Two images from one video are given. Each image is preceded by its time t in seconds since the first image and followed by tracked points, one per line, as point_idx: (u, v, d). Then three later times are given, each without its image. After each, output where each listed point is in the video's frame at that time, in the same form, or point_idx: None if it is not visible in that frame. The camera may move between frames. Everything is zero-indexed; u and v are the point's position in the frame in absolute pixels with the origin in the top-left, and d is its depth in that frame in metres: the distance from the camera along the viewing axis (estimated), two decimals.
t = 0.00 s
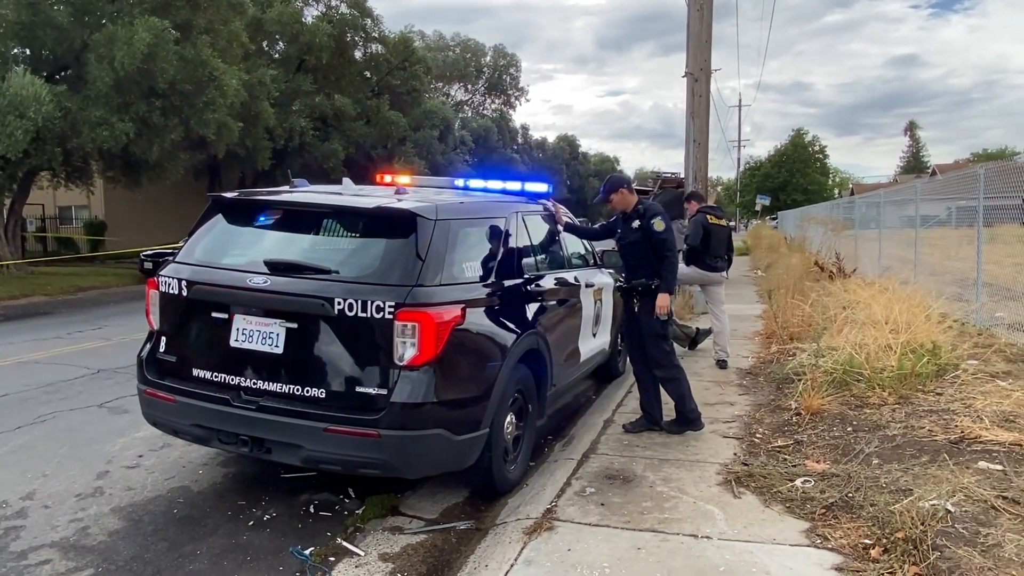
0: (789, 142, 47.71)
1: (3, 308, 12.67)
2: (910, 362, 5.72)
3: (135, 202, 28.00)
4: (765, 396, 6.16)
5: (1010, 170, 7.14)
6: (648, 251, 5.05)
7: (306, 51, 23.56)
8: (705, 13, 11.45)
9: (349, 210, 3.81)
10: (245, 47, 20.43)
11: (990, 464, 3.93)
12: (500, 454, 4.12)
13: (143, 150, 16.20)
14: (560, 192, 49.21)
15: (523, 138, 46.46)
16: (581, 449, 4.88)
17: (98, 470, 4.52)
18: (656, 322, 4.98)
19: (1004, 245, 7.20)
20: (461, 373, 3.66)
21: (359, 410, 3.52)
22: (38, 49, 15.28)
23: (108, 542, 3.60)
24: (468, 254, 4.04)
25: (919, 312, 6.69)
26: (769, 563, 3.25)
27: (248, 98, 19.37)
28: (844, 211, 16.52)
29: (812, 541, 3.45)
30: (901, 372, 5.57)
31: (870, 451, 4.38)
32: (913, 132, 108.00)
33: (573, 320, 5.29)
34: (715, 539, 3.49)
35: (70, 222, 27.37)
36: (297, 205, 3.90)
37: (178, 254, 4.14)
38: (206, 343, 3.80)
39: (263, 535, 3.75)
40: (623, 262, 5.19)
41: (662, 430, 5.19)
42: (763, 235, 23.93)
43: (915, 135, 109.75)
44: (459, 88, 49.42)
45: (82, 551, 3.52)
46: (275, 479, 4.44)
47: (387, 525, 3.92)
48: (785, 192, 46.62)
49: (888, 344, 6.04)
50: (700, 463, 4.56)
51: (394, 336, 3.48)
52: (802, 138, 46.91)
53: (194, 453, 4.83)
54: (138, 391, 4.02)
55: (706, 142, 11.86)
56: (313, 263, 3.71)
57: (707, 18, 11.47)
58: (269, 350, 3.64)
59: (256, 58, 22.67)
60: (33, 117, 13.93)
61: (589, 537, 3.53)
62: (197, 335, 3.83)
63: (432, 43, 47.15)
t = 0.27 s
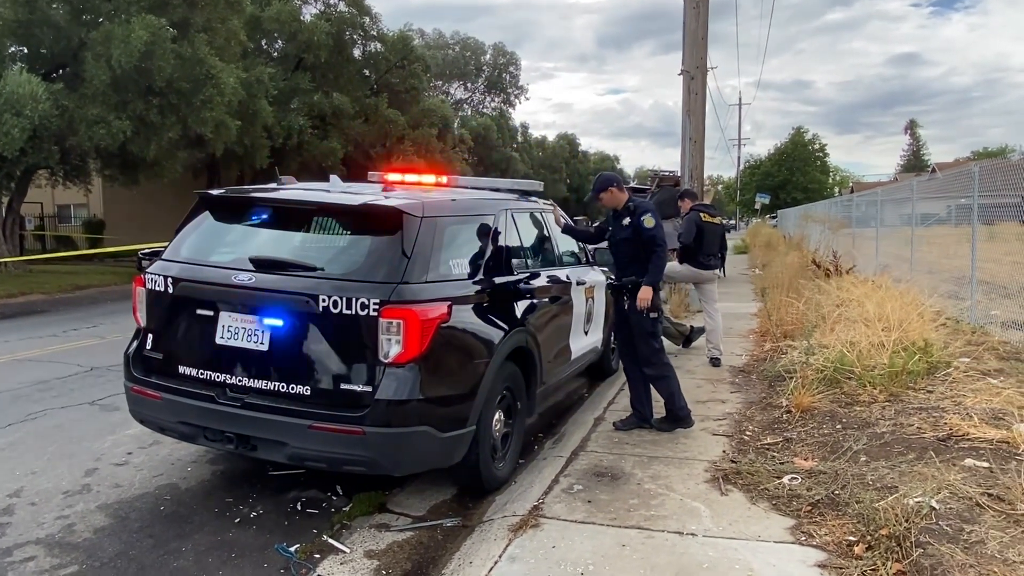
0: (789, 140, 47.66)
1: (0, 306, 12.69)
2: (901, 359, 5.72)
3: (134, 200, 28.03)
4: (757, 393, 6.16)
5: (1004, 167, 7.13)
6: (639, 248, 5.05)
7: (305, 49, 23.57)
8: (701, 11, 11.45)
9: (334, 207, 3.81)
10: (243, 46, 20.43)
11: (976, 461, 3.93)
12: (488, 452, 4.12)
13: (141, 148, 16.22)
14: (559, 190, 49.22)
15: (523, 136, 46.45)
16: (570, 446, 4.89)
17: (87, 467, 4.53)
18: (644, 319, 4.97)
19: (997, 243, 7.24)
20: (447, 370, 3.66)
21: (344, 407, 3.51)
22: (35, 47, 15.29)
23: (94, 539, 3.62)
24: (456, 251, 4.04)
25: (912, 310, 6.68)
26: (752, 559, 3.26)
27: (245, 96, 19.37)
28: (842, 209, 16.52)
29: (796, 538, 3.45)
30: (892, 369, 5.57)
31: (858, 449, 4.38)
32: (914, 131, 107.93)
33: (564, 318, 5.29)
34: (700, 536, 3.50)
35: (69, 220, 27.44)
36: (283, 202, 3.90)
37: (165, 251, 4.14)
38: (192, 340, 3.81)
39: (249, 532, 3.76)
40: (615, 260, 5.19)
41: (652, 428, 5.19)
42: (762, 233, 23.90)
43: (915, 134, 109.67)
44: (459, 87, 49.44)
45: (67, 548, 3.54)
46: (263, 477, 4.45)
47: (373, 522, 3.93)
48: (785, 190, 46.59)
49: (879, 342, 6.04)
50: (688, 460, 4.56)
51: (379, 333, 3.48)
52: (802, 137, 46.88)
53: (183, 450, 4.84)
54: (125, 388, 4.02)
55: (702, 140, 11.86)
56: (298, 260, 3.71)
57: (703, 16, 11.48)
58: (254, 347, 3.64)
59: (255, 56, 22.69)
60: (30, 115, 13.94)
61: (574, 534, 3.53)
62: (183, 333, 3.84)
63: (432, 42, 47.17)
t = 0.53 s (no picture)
0: (790, 138, 47.56)
1: None
2: (897, 357, 5.71)
3: (134, 199, 28.03)
4: (753, 391, 6.16)
5: (1001, 164, 7.12)
6: (632, 244, 5.05)
7: (305, 48, 23.56)
8: (699, 9, 11.45)
9: (326, 205, 3.82)
10: (242, 44, 20.44)
11: (969, 458, 3.93)
12: (481, 450, 4.12)
13: (140, 147, 16.22)
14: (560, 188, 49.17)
15: (523, 134, 46.41)
16: (565, 444, 4.89)
17: (82, 465, 4.54)
18: (639, 316, 4.98)
19: (995, 241, 7.23)
20: (439, 368, 3.66)
21: (336, 405, 3.52)
22: (35, 46, 15.30)
23: (86, 537, 3.63)
24: (448, 250, 4.04)
25: (909, 308, 6.68)
26: (743, 557, 3.26)
27: (245, 95, 19.36)
28: (842, 208, 16.50)
29: (789, 535, 3.45)
30: (888, 367, 5.56)
31: (852, 446, 4.38)
32: (915, 129, 107.76)
33: (559, 316, 5.29)
34: (692, 534, 3.50)
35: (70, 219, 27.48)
36: (275, 200, 3.90)
37: (159, 249, 4.15)
38: (184, 339, 3.81)
39: (242, 530, 3.77)
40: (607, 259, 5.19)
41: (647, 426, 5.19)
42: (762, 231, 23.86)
43: (916, 132, 109.50)
44: (459, 85, 49.40)
45: (60, 546, 3.55)
46: (256, 475, 4.46)
47: (366, 520, 3.93)
48: (785, 188, 46.52)
49: (875, 339, 6.03)
50: (683, 458, 4.56)
51: (371, 331, 3.48)
52: (802, 135, 46.80)
53: (178, 449, 4.85)
54: (119, 387, 4.03)
55: (700, 138, 11.84)
56: (290, 258, 3.72)
57: (701, 14, 11.48)
58: (246, 345, 3.64)
59: (254, 55, 22.68)
60: (29, 114, 13.95)
61: (566, 531, 3.53)
62: (177, 331, 3.84)
63: (432, 40, 47.13)
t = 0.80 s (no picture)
0: (792, 137, 47.48)
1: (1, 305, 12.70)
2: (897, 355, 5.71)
3: (135, 199, 28.05)
4: (752, 390, 6.16)
5: (1001, 162, 7.11)
6: (631, 243, 5.06)
7: (305, 47, 23.55)
8: (699, 8, 11.44)
9: (323, 205, 3.82)
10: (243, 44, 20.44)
11: (967, 457, 3.93)
12: (479, 450, 4.12)
13: (141, 147, 16.22)
14: (561, 187, 49.12)
15: (524, 133, 46.36)
16: (563, 444, 4.89)
17: (80, 465, 4.54)
18: (635, 315, 4.98)
19: (996, 240, 7.23)
20: (436, 368, 3.66)
21: (333, 405, 3.51)
22: (35, 46, 15.30)
23: (84, 538, 3.64)
24: (446, 250, 4.04)
25: (908, 306, 6.67)
26: (741, 556, 3.26)
27: (246, 94, 19.37)
28: (843, 206, 16.47)
29: (786, 535, 3.45)
30: (887, 365, 5.56)
31: (851, 446, 4.38)
32: (917, 127, 107.60)
33: (558, 315, 5.29)
34: (690, 533, 3.50)
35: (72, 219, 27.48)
36: (273, 200, 3.90)
37: (157, 249, 4.15)
38: (182, 339, 3.82)
39: (241, 530, 3.77)
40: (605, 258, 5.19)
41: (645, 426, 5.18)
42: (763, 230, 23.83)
43: (918, 130, 109.33)
44: (459, 85, 49.35)
45: (58, 546, 3.55)
46: (255, 475, 4.46)
47: (364, 520, 3.93)
48: (787, 187, 46.45)
49: (874, 338, 6.03)
50: (681, 457, 4.56)
51: (368, 331, 3.48)
52: (804, 133, 46.72)
53: (177, 449, 4.85)
54: (117, 387, 4.03)
55: (700, 137, 11.83)
56: (288, 258, 3.72)
57: (701, 13, 11.47)
58: (243, 346, 3.65)
59: (255, 55, 22.66)
60: (29, 114, 13.96)
61: (564, 531, 3.54)
62: (175, 331, 3.85)
63: (433, 39, 47.10)
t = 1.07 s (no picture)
0: (793, 136, 47.42)
1: (3, 306, 12.72)
2: (898, 354, 5.69)
3: (136, 200, 28.06)
4: (753, 389, 6.15)
5: (1002, 160, 7.10)
6: (637, 242, 5.03)
7: (306, 47, 23.56)
8: (699, 7, 11.43)
9: (323, 205, 3.82)
10: (244, 44, 20.46)
11: (967, 456, 3.92)
12: (480, 449, 4.12)
13: (142, 147, 16.24)
14: (562, 187, 49.09)
15: (525, 132, 46.33)
16: (563, 443, 4.89)
17: (80, 465, 4.55)
18: (645, 313, 4.93)
19: (998, 237, 7.22)
20: (436, 367, 3.67)
21: (333, 405, 3.51)
22: (35, 47, 15.31)
23: (84, 537, 3.64)
24: (445, 249, 4.04)
25: (909, 305, 6.66)
26: (740, 555, 3.26)
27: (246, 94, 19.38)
28: (844, 205, 16.45)
29: (786, 533, 3.45)
30: (887, 364, 5.55)
31: (851, 444, 4.37)
32: (919, 125, 107.51)
33: (558, 315, 5.29)
34: (689, 532, 3.50)
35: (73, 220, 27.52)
36: (273, 200, 3.90)
37: (156, 249, 4.16)
38: (182, 339, 3.82)
39: (241, 530, 3.78)
40: (607, 257, 5.12)
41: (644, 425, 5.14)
42: (765, 228, 23.81)
43: (920, 128, 109.14)
44: (460, 84, 49.34)
45: (58, 546, 3.56)
46: (255, 474, 4.47)
47: (364, 520, 3.94)
48: (788, 185, 46.41)
49: (875, 337, 6.02)
50: (681, 456, 4.56)
51: (367, 331, 3.48)
52: (805, 132, 46.65)
53: (177, 449, 4.86)
54: (117, 387, 4.04)
55: (701, 135, 11.84)
56: (287, 258, 3.72)
57: (701, 12, 11.45)
58: (243, 345, 3.65)
59: (255, 55, 22.67)
60: (30, 115, 13.96)
61: (563, 530, 3.54)
62: (174, 331, 3.85)
63: (433, 39, 47.12)
